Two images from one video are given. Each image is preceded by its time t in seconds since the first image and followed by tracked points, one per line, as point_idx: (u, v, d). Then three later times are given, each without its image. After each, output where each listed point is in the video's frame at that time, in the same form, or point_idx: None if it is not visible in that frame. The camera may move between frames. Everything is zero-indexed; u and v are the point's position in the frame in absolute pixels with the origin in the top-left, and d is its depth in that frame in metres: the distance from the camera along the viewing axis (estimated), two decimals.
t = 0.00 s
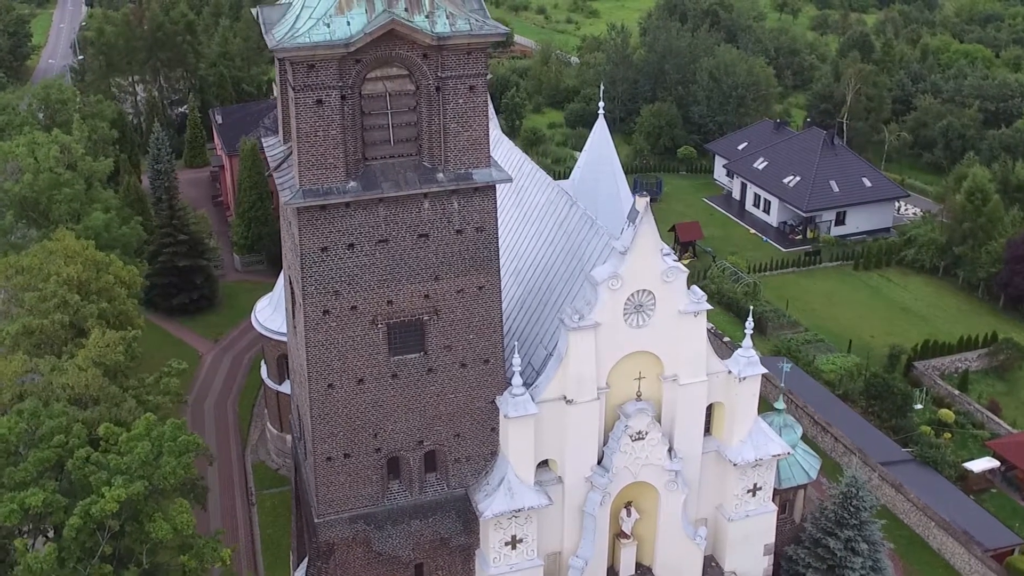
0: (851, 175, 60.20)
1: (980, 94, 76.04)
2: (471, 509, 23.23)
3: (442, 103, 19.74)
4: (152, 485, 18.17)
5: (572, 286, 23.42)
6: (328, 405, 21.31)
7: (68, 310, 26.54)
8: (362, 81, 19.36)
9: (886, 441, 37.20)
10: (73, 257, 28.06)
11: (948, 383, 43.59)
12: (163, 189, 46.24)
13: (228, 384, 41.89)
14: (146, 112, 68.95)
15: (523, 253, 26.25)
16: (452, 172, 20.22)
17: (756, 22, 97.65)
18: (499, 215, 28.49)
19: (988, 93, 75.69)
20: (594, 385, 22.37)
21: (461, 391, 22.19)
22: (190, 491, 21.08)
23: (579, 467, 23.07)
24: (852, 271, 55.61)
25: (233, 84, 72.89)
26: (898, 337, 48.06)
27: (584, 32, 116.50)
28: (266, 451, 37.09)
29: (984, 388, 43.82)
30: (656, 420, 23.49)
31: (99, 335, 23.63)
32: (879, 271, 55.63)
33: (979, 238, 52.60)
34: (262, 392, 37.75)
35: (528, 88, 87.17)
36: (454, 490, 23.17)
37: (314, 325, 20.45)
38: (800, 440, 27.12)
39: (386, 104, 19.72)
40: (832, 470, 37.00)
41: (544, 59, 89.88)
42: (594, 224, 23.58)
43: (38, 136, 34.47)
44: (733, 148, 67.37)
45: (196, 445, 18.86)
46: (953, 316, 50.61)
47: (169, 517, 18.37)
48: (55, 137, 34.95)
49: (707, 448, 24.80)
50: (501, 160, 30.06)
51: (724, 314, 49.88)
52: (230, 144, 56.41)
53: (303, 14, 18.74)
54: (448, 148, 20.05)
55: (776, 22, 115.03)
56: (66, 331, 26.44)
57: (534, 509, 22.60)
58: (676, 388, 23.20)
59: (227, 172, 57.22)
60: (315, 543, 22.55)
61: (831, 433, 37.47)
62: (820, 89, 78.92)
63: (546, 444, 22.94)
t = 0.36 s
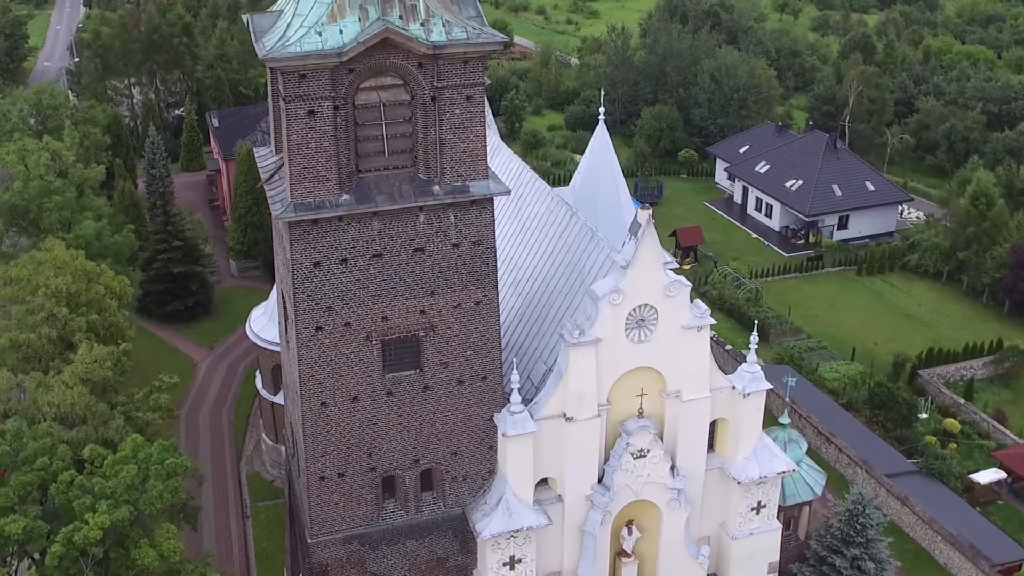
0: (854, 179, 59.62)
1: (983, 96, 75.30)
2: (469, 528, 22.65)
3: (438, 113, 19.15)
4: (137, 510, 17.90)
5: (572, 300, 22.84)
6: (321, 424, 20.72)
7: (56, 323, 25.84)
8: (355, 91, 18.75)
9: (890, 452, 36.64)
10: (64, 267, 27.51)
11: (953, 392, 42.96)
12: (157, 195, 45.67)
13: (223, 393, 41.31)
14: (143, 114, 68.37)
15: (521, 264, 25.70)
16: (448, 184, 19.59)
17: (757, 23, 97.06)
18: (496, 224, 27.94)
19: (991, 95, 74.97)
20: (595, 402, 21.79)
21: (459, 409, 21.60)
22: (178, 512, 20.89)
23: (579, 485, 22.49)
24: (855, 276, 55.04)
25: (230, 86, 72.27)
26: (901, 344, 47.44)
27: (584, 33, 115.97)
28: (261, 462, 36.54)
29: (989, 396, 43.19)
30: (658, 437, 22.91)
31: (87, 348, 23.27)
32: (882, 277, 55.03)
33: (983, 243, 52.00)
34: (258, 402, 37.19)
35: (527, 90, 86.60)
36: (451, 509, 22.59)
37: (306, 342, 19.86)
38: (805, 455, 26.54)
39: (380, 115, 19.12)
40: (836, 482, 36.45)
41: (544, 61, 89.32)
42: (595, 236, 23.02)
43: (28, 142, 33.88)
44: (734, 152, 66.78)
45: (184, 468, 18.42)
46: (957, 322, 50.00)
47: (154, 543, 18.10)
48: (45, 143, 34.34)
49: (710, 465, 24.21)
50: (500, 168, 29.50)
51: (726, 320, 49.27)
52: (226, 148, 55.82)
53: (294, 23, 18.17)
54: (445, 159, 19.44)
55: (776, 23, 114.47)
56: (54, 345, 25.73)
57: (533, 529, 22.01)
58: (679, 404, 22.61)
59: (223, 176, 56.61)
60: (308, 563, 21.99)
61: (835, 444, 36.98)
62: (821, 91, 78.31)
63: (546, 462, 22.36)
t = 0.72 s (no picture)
0: (857, 183, 58.97)
1: (987, 99, 74.57)
2: (466, 551, 22.03)
3: (433, 125, 18.50)
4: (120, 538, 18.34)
5: (573, 315, 22.20)
6: (313, 444, 20.08)
7: (41, 338, 25.11)
8: (348, 102, 18.12)
9: (896, 464, 35.99)
10: (52, 281, 26.89)
11: (959, 401, 42.31)
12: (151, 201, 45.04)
13: (217, 403, 40.67)
14: (138, 118, 67.76)
15: (519, 277, 25.09)
16: (443, 198, 18.94)
17: (758, 25, 96.47)
18: (494, 237, 27.33)
19: (995, 98, 74.26)
20: (595, 421, 21.15)
21: (455, 429, 20.96)
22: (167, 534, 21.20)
23: (578, 507, 21.85)
24: (858, 282, 54.39)
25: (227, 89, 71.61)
26: (905, 352, 46.80)
27: (585, 35, 115.45)
28: (255, 474, 35.89)
29: (995, 405, 42.55)
30: (661, 456, 22.27)
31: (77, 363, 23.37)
32: (886, 282, 54.39)
33: (988, 249, 51.35)
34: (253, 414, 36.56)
35: (526, 92, 85.99)
36: (447, 531, 21.95)
37: (297, 361, 19.23)
38: (811, 472, 25.91)
39: (374, 127, 18.48)
40: (841, 494, 35.85)
41: (544, 63, 88.73)
42: (596, 249, 22.39)
43: (17, 150, 33.24)
44: (736, 155, 66.15)
45: (168, 495, 18.80)
46: (961, 329, 49.36)
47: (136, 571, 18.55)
48: (34, 150, 33.70)
49: (714, 484, 23.56)
50: (498, 177, 28.92)
51: (728, 328, 48.59)
52: (222, 153, 55.18)
53: (284, 32, 17.57)
54: (440, 172, 18.79)
55: (777, 25, 113.91)
56: (40, 361, 25.03)
57: (531, 551, 21.37)
58: (682, 423, 21.98)
59: (219, 181, 55.98)
60: None
61: (840, 456, 36.43)
62: (823, 94, 77.67)
63: (545, 482, 21.74)
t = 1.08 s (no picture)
0: (861, 188, 58.28)
1: (991, 102, 73.81)
2: None
3: (427, 139, 17.82)
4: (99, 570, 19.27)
5: (573, 332, 21.51)
6: (304, 468, 19.40)
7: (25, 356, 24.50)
8: (339, 115, 17.44)
9: (902, 478, 35.28)
10: (37, 294, 26.32)
11: (965, 412, 41.62)
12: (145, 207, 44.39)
13: (211, 414, 39.98)
14: (134, 121, 67.10)
15: (518, 292, 24.44)
16: (438, 215, 18.26)
17: (759, 26, 95.81)
18: (492, 249, 26.66)
19: (999, 101, 73.49)
20: (596, 443, 20.47)
21: (451, 451, 20.30)
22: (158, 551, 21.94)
23: (578, 531, 21.18)
24: (862, 288, 53.69)
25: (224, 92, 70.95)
26: (910, 361, 46.09)
27: (585, 36, 114.82)
28: (249, 488, 35.16)
29: (1002, 416, 41.85)
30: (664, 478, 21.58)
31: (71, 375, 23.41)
32: (890, 289, 53.69)
33: (993, 256, 50.60)
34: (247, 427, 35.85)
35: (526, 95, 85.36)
36: (443, 555, 21.29)
37: (286, 384, 18.56)
38: (817, 492, 25.26)
39: (366, 140, 17.81)
40: (847, 509, 35.13)
41: (543, 65, 88.08)
42: (596, 264, 21.71)
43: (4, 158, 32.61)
44: (737, 160, 65.46)
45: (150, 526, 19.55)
46: (967, 337, 48.64)
47: None
48: (22, 159, 33.07)
49: (718, 506, 22.87)
50: (496, 188, 28.27)
51: (730, 336, 47.87)
52: (217, 157, 54.50)
53: (272, 42, 16.90)
54: (435, 188, 18.11)
55: (778, 26, 113.23)
56: (25, 379, 24.52)
57: None
58: (685, 443, 21.30)
59: (215, 186, 55.30)
60: None
61: (845, 469, 35.73)
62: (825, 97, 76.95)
63: (544, 504, 21.07)
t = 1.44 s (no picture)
0: (864, 194, 57.57)
1: (995, 105, 73.03)
2: None
3: (420, 154, 17.07)
4: None
5: (573, 352, 20.82)
6: (293, 495, 18.72)
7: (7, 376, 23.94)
8: (328, 130, 16.71)
9: (908, 492, 34.55)
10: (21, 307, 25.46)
11: (971, 424, 40.92)
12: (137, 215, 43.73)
13: (204, 426, 39.27)
14: (129, 125, 66.45)
15: (516, 308, 23.76)
16: (432, 233, 17.54)
17: (760, 28, 95.11)
18: (490, 262, 25.98)
19: (1003, 104, 72.71)
20: (596, 467, 19.77)
21: (445, 476, 19.60)
22: None
23: (577, 557, 20.47)
24: (865, 295, 52.99)
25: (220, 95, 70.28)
26: (915, 371, 45.42)
27: (585, 38, 114.19)
28: (242, 503, 34.44)
29: (1009, 428, 41.13)
30: (666, 502, 20.87)
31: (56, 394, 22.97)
32: (893, 296, 53.01)
33: (999, 262, 49.64)
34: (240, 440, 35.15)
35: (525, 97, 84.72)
36: None
37: (274, 409, 17.88)
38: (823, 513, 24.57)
39: (356, 156, 17.08)
40: (852, 525, 34.47)
41: (543, 67, 87.41)
42: (597, 281, 21.03)
43: None
44: (739, 164, 64.76)
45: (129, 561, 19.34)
46: (973, 346, 47.92)
47: None
48: (9, 168, 32.40)
49: (722, 530, 22.17)
50: (493, 199, 27.58)
51: (732, 345, 47.18)
52: (212, 163, 53.82)
53: (258, 54, 16.18)
54: (428, 205, 17.38)
55: (779, 27, 112.55)
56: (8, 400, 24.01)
57: None
58: (688, 467, 20.60)
59: (210, 191, 54.62)
60: None
61: (849, 483, 35.04)
62: (827, 100, 76.21)
63: (542, 530, 20.38)
